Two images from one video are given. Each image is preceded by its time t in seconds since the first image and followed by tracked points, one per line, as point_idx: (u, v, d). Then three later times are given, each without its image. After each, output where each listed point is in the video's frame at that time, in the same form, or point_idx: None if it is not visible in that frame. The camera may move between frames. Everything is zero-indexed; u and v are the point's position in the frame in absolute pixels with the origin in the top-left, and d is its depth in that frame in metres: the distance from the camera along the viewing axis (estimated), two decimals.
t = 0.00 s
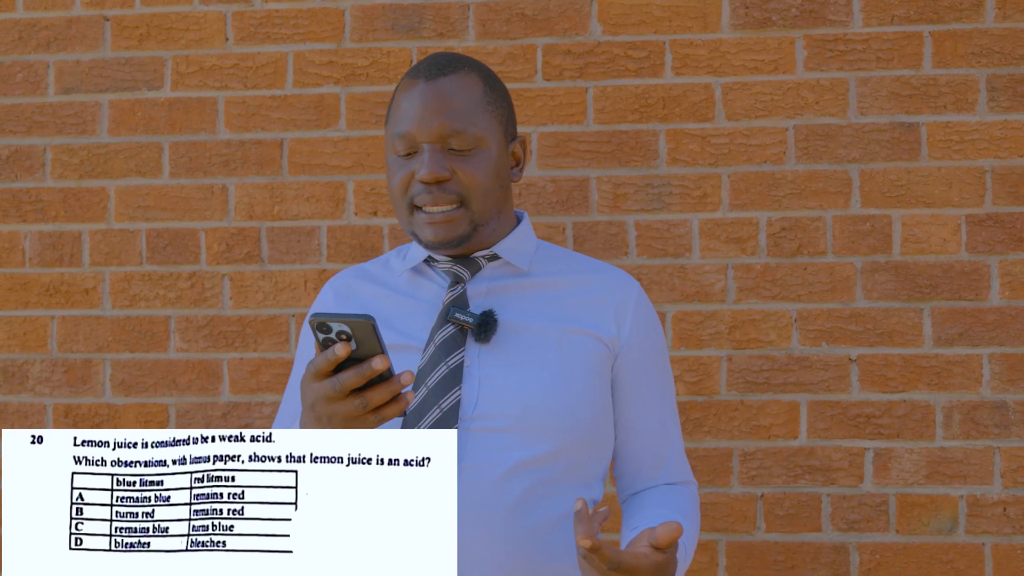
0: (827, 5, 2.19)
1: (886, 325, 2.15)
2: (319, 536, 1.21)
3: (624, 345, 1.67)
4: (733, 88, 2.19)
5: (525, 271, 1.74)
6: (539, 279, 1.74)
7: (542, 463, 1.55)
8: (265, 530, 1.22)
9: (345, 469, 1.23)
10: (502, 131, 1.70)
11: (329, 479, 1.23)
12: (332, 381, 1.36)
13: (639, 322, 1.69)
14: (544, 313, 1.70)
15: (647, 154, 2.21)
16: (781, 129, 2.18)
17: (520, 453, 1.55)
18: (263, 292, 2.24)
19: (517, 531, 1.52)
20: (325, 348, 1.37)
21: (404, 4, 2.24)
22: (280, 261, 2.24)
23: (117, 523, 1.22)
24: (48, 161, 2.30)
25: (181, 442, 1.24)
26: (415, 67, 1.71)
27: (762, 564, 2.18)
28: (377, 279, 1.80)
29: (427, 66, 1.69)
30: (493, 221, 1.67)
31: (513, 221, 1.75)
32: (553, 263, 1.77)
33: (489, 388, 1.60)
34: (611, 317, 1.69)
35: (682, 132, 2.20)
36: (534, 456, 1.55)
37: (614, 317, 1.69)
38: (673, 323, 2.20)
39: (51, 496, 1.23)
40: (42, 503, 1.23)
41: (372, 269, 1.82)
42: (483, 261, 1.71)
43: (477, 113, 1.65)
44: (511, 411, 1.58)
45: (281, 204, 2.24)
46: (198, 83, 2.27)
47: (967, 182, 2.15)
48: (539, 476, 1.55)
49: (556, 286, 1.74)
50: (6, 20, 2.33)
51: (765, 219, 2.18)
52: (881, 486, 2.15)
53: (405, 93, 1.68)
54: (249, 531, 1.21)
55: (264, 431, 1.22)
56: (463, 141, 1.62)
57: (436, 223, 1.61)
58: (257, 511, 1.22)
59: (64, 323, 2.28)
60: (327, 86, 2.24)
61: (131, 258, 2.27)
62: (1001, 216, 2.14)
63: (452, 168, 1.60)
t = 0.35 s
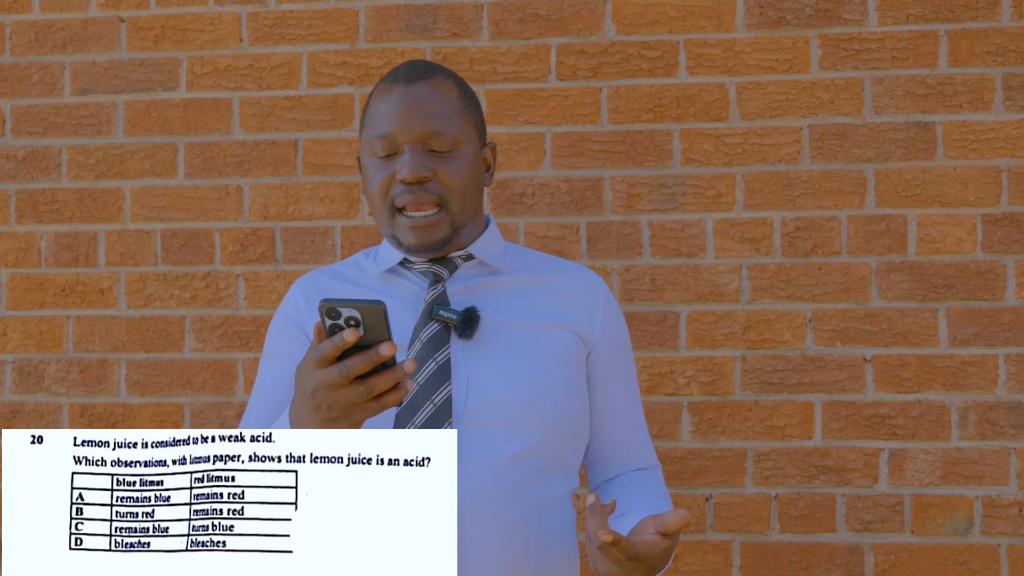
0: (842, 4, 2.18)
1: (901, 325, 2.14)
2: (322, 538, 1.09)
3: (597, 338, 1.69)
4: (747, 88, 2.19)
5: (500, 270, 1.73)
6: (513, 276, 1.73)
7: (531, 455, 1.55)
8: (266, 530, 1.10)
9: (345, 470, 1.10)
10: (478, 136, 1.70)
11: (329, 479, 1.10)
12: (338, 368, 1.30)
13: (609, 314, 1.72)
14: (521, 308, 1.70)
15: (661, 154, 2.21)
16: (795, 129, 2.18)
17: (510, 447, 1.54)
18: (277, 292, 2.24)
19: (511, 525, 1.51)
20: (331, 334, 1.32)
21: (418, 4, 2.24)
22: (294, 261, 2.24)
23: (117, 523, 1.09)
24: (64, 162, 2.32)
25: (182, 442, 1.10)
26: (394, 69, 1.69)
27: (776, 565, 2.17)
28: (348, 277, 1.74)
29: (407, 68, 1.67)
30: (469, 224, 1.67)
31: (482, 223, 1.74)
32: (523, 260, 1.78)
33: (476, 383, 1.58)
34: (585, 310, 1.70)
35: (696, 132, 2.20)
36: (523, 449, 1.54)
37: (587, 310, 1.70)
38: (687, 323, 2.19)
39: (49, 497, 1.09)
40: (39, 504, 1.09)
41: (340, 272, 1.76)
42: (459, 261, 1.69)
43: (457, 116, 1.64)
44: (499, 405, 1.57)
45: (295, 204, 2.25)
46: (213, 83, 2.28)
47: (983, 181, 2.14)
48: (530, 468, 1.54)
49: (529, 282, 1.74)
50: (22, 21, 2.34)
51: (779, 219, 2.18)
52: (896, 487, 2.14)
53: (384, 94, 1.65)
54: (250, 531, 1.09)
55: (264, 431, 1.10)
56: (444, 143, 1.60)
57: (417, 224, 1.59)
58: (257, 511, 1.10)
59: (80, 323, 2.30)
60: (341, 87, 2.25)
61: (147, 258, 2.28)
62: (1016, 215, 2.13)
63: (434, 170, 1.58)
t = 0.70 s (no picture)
0: (846, 4, 2.18)
1: (905, 325, 2.14)
2: (321, 537, 1.09)
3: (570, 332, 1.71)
4: (751, 87, 2.19)
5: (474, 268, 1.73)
6: (489, 273, 1.73)
7: (519, 453, 1.55)
8: (265, 530, 1.10)
9: (345, 470, 1.10)
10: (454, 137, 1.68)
11: (329, 479, 1.10)
12: (355, 369, 1.28)
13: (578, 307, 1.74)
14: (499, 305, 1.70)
15: (665, 153, 2.21)
16: (799, 128, 2.18)
17: (497, 445, 1.54)
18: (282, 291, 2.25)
19: (504, 524, 1.52)
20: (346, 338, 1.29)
21: (423, 4, 2.25)
22: (299, 260, 2.25)
23: (117, 523, 1.09)
24: (69, 161, 2.32)
25: (181, 442, 1.10)
26: (371, 70, 1.66)
27: (780, 564, 2.18)
28: (324, 279, 1.71)
29: (384, 70, 1.65)
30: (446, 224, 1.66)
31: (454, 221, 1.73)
32: (493, 256, 1.78)
33: (464, 382, 1.57)
34: (558, 306, 1.71)
35: (700, 131, 2.20)
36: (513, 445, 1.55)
37: (559, 305, 1.72)
38: (691, 322, 2.19)
39: (49, 498, 1.09)
40: (39, 505, 1.09)
41: (311, 273, 1.73)
42: (436, 260, 1.67)
43: (437, 119, 1.62)
44: (486, 403, 1.56)
45: (300, 204, 2.25)
46: (218, 83, 2.28)
47: (987, 181, 2.14)
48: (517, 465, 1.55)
49: (504, 278, 1.74)
50: (28, 21, 2.35)
51: (783, 218, 2.18)
52: (900, 487, 2.14)
53: (362, 95, 1.62)
54: (249, 531, 1.10)
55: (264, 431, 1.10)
56: (425, 145, 1.59)
57: (399, 225, 1.58)
58: (258, 511, 1.10)
59: (85, 323, 2.30)
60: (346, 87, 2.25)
61: (152, 258, 2.29)
62: (1021, 214, 2.13)
63: (415, 172, 1.57)
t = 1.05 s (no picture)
0: (844, 5, 2.18)
1: (903, 325, 2.15)
2: (321, 537, 1.10)
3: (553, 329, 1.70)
4: (749, 89, 2.19)
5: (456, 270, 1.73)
6: (469, 274, 1.73)
7: (502, 452, 1.56)
8: (265, 530, 1.10)
9: (345, 470, 1.10)
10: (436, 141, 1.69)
11: (329, 479, 1.10)
12: (334, 367, 1.29)
13: (562, 306, 1.73)
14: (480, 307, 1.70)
15: (664, 154, 2.21)
16: (798, 129, 2.18)
17: (479, 445, 1.55)
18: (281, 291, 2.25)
19: (488, 524, 1.53)
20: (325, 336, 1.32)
21: (422, 5, 2.25)
22: (298, 260, 2.25)
23: (117, 523, 1.10)
24: (69, 162, 2.33)
25: (181, 442, 1.10)
26: (353, 75, 1.66)
27: (778, 564, 2.18)
28: (309, 284, 1.72)
29: (366, 75, 1.65)
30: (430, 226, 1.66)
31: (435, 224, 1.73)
32: (475, 256, 1.78)
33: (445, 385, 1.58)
34: (539, 304, 1.71)
35: (698, 132, 2.20)
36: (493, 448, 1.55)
37: (541, 305, 1.71)
38: (689, 323, 2.20)
39: (49, 498, 1.10)
40: (40, 505, 1.10)
41: (295, 277, 1.74)
42: (417, 263, 1.68)
43: (420, 123, 1.63)
44: (468, 404, 1.57)
45: (299, 205, 2.26)
46: (217, 84, 2.29)
47: (985, 181, 2.14)
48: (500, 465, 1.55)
49: (485, 279, 1.74)
50: (28, 22, 2.35)
51: (782, 219, 2.18)
52: (898, 487, 2.15)
53: (344, 100, 1.63)
54: (249, 531, 1.10)
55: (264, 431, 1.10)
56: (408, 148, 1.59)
57: (383, 228, 1.58)
58: (257, 511, 1.10)
59: (85, 324, 2.31)
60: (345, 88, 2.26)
61: (151, 258, 2.29)
62: (1019, 215, 2.13)
63: (399, 173, 1.57)
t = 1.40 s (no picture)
0: (842, 6, 2.19)
1: (901, 325, 2.15)
2: (321, 537, 1.10)
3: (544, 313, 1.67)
4: (747, 89, 2.20)
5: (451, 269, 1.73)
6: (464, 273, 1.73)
7: (498, 453, 1.57)
8: (265, 530, 1.11)
9: (345, 470, 1.11)
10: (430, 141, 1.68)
11: (329, 479, 1.11)
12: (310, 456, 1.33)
13: (557, 291, 1.69)
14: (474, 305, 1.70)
15: (662, 154, 2.22)
16: (796, 130, 2.19)
17: (471, 445, 1.57)
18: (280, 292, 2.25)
19: (483, 521, 1.53)
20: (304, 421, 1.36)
21: (420, 6, 2.26)
22: (297, 261, 2.26)
23: (117, 523, 1.10)
24: (67, 163, 2.33)
25: (181, 442, 1.11)
26: (346, 83, 1.66)
27: (776, 564, 2.18)
28: (308, 293, 1.75)
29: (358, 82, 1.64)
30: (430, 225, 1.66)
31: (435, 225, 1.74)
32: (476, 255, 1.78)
33: (437, 386, 1.59)
34: (530, 292, 1.69)
35: (696, 132, 2.21)
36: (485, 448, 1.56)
37: (533, 295, 1.69)
38: (687, 323, 2.20)
39: (49, 498, 1.10)
40: (39, 505, 1.10)
41: (290, 287, 1.77)
42: (414, 265, 1.69)
43: (416, 126, 1.63)
44: (460, 404, 1.58)
45: (298, 205, 2.26)
46: (216, 85, 2.29)
47: (983, 182, 2.15)
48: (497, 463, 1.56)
49: (481, 276, 1.74)
50: (27, 22, 2.35)
51: (779, 219, 2.19)
52: (896, 487, 2.15)
53: (339, 107, 1.63)
54: (249, 531, 1.11)
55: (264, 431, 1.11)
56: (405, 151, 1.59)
57: (384, 231, 1.58)
58: (257, 511, 1.11)
59: (83, 324, 2.31)
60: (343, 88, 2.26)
61: (150, 259, 2.30)
62: (1016, 216, 2.14)
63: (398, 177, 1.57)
